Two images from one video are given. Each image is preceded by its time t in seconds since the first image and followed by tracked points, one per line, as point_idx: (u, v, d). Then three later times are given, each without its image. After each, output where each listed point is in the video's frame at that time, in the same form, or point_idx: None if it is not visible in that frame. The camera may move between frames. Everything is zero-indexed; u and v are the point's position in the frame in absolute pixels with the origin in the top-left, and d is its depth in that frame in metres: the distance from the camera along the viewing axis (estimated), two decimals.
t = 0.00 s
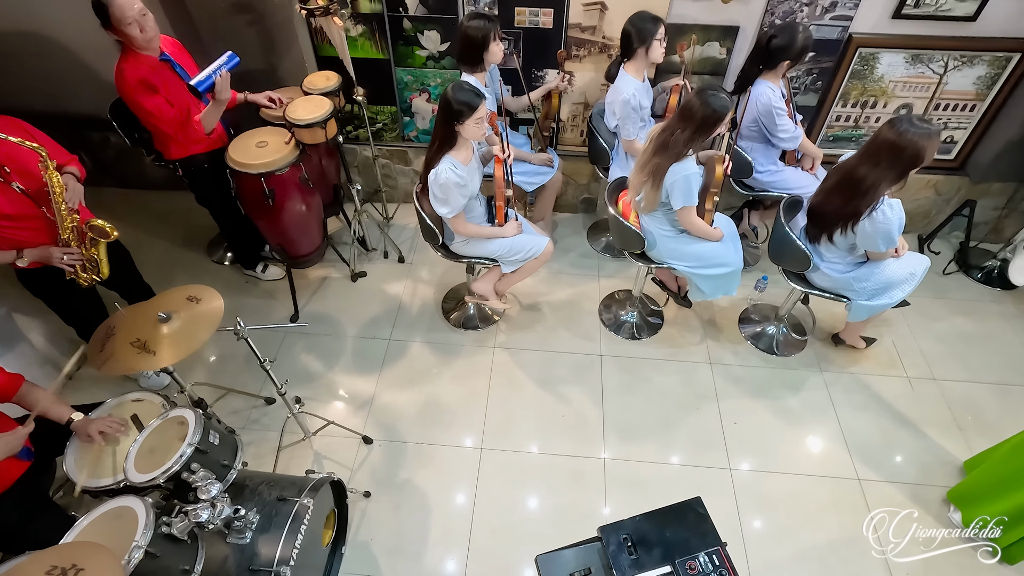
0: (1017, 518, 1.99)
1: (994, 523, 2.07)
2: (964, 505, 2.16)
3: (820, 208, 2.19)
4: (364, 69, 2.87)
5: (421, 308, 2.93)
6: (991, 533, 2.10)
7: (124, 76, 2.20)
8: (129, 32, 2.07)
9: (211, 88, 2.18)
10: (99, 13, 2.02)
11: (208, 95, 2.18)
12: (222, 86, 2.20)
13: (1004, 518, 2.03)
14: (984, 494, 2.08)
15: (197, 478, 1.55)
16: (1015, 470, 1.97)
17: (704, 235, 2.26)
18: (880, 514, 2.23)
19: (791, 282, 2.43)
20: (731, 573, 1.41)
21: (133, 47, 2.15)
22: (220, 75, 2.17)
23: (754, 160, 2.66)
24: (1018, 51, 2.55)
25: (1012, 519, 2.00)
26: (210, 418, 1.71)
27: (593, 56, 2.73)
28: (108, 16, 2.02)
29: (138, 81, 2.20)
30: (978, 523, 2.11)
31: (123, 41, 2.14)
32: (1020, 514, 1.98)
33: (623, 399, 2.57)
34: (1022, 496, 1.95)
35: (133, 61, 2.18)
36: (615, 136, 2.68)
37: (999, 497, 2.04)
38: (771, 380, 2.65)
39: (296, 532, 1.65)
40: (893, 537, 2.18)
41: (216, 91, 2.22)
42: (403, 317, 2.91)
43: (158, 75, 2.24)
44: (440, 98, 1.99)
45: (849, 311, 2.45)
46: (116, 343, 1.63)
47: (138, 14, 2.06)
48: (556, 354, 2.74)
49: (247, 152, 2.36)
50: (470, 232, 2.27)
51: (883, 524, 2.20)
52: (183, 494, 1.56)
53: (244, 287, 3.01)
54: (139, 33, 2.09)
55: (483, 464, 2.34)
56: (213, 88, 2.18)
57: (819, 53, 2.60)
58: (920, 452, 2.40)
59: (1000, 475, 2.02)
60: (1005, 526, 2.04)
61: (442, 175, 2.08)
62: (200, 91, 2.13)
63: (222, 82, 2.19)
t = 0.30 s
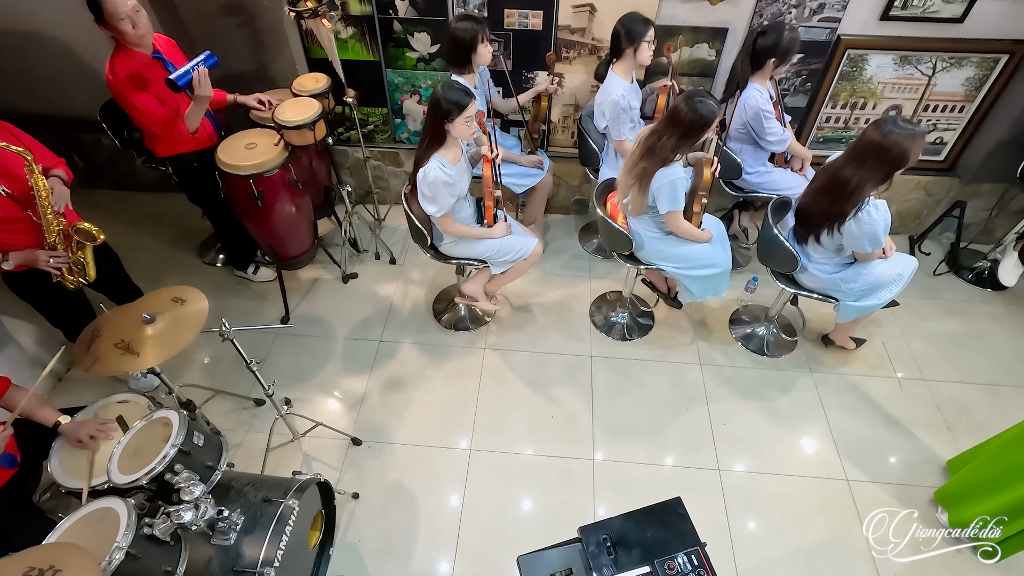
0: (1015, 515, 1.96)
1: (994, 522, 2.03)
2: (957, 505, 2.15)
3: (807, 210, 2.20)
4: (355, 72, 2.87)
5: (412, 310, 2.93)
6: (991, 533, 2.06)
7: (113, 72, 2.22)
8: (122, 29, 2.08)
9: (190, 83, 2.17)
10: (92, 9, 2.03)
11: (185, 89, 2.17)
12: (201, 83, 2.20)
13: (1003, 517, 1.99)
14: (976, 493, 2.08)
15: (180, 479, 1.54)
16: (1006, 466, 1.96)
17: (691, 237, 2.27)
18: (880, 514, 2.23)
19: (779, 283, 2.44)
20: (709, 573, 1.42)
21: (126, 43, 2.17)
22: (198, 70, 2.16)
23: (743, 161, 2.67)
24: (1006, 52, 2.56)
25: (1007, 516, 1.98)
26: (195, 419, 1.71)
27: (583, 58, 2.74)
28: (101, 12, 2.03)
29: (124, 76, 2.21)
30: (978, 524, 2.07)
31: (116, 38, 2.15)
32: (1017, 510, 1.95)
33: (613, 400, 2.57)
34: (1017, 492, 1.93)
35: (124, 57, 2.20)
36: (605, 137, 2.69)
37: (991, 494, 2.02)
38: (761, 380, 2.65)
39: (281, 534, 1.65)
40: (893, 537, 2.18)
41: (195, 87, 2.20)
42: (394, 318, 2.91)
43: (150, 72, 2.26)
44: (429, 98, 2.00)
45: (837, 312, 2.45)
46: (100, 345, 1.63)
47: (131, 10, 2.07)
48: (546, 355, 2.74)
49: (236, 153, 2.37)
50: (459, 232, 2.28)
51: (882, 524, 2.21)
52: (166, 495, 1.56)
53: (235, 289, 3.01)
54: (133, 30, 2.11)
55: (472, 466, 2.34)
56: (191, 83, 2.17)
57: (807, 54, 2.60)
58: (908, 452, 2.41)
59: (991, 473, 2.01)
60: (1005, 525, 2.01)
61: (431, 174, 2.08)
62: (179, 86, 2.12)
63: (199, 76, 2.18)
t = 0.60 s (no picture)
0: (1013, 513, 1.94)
1: (994, 522, 2.00)
2: (951, 506, 2.13)
3: (794, 211, 2.20)
4: (346, 74, 2.88)
5: (403, 312, 2.93)
6: (991, 533, 2.03)
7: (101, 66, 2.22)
8: (114, 26, 2.09)
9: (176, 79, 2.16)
10: (85, 6, 2.04)
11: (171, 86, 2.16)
12: (185, 79, 2.19)
13: (1004, 517, 1.97)
14: (970, 493, 2.06)
15: (163, 481, 1.54)
16: (998, 465, 1.95)
17: (679, 241, 2.27)
18: (880, 515, 2.24)
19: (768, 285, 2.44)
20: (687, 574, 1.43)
21: (119, 41, 2.18)
22: (183, 67, 2.16)
23: (733, 164, 2.67)
24: (993, 54, 2.57)
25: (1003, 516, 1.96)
26: (178, 420, 1.71)
27: (573, 60, 2.75)
28: (93, 10, 2.04)
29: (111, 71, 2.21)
30: (978, 524, 2.03)
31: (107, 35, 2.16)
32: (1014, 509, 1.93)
33: (603, 402, 2.57)
34: (1012, 490, 1.91)
35: (116, 55, 2.21)
36: (594, 139, 2.69)
37: (985, 494, 2.01)
38: (751, 382, 2.66)
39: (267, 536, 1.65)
40: (893, 537, 2.18)
41: (181, 83, 2.20)
42: (385, 320, 2.91)
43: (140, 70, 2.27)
44: (418, 98, 2.00)
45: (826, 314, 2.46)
46: (84, 347, 1.62)
47: (124, 9, 2.08)
48: (537, 357, 2.74)
49: (225, 155, 2.37)
50: (448, 234, 2.27)
51: (882, 524, 2.21)
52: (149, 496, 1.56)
53: (227, 291, 3.01)
54: (126, 28, 2.12)
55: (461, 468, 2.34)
56: (176, 79, 2.17)
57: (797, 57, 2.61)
58: (897, 454, 2.41)
59: (983, 472, 2.00)
60: (1005, 525, 1.98)
61: (419, 175, 2.08)
62: (165, 83, 2.11)
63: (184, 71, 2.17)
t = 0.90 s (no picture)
0: (1006, 512, 1.92)
1: (994, 523, 1.97)
2: (946, 505, 2.12)
3: (781, 212, 2.21)
4: (337, 77, 2.89)
5: (394, 313, 2.94)
6: (991, 533, 2.00)
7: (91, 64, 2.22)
8: (106, 24, 2.09)
9: (171, 85, 2.17)
10: (77, 4, 2.04)
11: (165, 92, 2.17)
12: (180, 85, 2.20)
13: (1004, 518, 1.94)
14: (959, 492, 2.07)
15: (145, 483, 1.54)
16: (989, 462, 1.95)
17: (666, 244, 2.28)
18: (881, 514, 2.24)
19: (756, 285, 2.45)
20: None
21: (111, 40, 2.18)
22: (179, 74, 2.17)
23: (722, 165, 2.68)
24: (982, 56, 2.58)
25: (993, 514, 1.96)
26: (162, 422, 1.71)
27: (563, 63, 2.76)
28: (86, 8, 2.04)
29: (102, 70, 2.22)
30: (978, 523, 2.00)
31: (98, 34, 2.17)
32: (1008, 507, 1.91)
33: (592, 404, 2.57)
34: (1002, 489, 1.90)
35: (108, 55, 2.22)
36: (584, 142, 2.69)
37: (977, 492, 2.00)
38: (740, 383, 2.66)
39: (251, 538, 1.66)
40: (893, 537, 2.19)
41: (174, 89, 2.21)
42: (376, 322, 2.91)
43: (130, 70, 2.28)
44: (402, 101, 2.01)
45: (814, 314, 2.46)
46: (68, 349, 1.62)
47: (116, 6, 2.09)
48: (527, 358, 2.74)
49: (213, 157, 2.38)
50: (435, 236, 2.28)
51: (883, 524, 2.22)
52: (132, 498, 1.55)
53: (217, 293, 3.01)
54: (119, 25, 2.13)
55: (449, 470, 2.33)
56: (171, 85, 2.17)
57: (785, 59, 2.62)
58: (886, 455, 2.41)
59: (976, 470, 2.00)
60: (1006, 526, 1.95)
61: (405, 178, 2.09)
62: (160, 89, 2.12)
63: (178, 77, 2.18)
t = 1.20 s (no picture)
0: (1000, 511, 1.92)
1: (994, 522, 1.96)
2: (935, 505, 2.11)
3: (768, 214, 2.21)
4: (328, 80, 2.90)
5: (385, 316, 2.94)
6: (991, 533, 1.99)
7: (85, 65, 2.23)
8: (102, 23, 2.11)
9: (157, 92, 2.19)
10: (72, 5, 2.07)
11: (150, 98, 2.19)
12: (167, 92, 2.23)
13: (1004, 518, 1.94)
14: (946, 493, 2.07)
15: (129, 485, 1.53)
16: (976, 462, 1.95)
17: (654, 247, 2.29)
18: (880, 515, 2.25)
19: (745, 288, 2.45)
20: None
21: (104, 41, 2.20)
22: (166, 82, 2.20)
23: (711, 168, 2.69)
24: (970, 59, 2.60)
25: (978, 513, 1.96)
26: (146, 424, 1.70)
27: (553, 66, 2.77)
28: (81, 9, 2.07)
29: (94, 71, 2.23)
30: (977, 524, 1.99)
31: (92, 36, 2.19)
32: (997, 506, 1.91)
33: (582, 406, 2.57)
34: (990, 489, 1.91)
35: (101, 57, 2.24)
36: (574, 144, 2.70)
37: (966, 492, 2.00)
38: (730, 384, 2.66)
39: (235, 541, 1.66)
40: (893, 538, 2.19)
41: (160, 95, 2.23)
42: (366, 325, 2.91)
43: (123, 74, 2.29)
44: (386, 106, 2.01)
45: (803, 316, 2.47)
46: (52, 352, 1.62)
47: (111, 5, 2.11)
48: (517, 360, 2.74)
49: (202, 160, 2.38)
50: (423, 239, 2.29)
51: (883, 524, 2.22)
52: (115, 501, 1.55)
53: (208, 296, 3.01)
54: (113, 25, 2.14)
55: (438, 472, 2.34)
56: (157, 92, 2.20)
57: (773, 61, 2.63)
58: (875, 456, 2.41)
59: (962, 469, 2.00)
60: (1006, 525, 1.95)
61: (390, 183, 2.10)
62: (145, 94, 2.15)
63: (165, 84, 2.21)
